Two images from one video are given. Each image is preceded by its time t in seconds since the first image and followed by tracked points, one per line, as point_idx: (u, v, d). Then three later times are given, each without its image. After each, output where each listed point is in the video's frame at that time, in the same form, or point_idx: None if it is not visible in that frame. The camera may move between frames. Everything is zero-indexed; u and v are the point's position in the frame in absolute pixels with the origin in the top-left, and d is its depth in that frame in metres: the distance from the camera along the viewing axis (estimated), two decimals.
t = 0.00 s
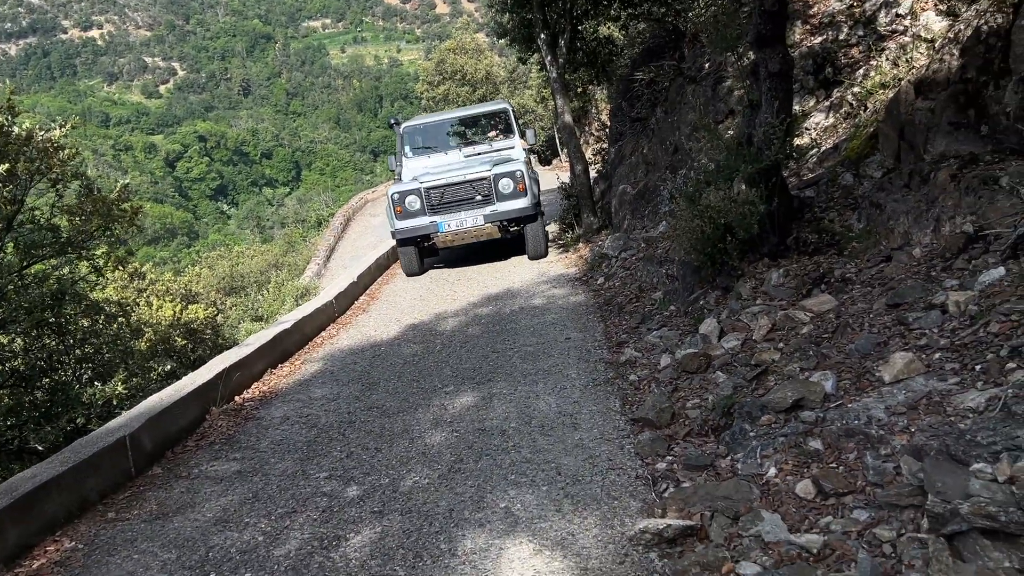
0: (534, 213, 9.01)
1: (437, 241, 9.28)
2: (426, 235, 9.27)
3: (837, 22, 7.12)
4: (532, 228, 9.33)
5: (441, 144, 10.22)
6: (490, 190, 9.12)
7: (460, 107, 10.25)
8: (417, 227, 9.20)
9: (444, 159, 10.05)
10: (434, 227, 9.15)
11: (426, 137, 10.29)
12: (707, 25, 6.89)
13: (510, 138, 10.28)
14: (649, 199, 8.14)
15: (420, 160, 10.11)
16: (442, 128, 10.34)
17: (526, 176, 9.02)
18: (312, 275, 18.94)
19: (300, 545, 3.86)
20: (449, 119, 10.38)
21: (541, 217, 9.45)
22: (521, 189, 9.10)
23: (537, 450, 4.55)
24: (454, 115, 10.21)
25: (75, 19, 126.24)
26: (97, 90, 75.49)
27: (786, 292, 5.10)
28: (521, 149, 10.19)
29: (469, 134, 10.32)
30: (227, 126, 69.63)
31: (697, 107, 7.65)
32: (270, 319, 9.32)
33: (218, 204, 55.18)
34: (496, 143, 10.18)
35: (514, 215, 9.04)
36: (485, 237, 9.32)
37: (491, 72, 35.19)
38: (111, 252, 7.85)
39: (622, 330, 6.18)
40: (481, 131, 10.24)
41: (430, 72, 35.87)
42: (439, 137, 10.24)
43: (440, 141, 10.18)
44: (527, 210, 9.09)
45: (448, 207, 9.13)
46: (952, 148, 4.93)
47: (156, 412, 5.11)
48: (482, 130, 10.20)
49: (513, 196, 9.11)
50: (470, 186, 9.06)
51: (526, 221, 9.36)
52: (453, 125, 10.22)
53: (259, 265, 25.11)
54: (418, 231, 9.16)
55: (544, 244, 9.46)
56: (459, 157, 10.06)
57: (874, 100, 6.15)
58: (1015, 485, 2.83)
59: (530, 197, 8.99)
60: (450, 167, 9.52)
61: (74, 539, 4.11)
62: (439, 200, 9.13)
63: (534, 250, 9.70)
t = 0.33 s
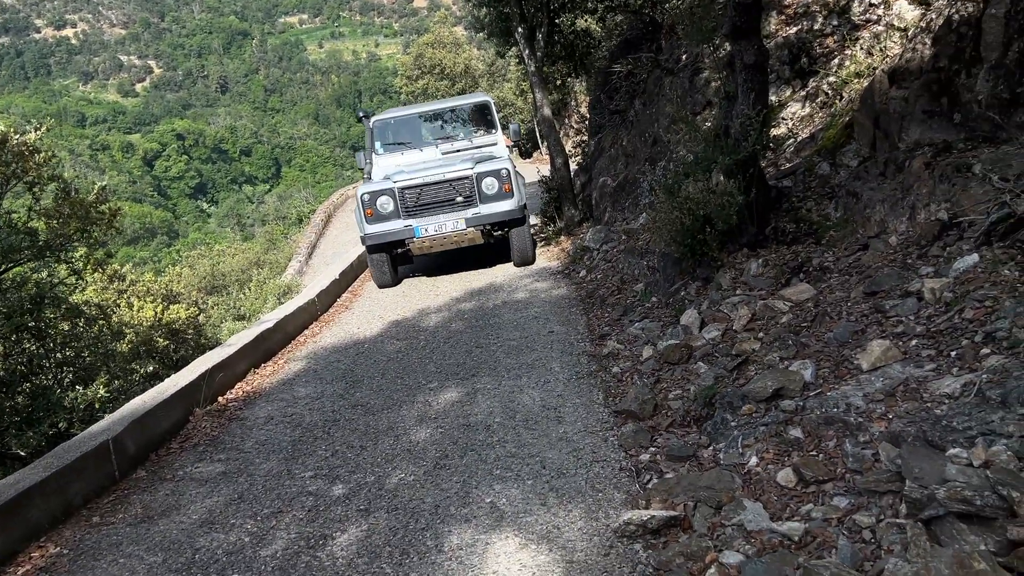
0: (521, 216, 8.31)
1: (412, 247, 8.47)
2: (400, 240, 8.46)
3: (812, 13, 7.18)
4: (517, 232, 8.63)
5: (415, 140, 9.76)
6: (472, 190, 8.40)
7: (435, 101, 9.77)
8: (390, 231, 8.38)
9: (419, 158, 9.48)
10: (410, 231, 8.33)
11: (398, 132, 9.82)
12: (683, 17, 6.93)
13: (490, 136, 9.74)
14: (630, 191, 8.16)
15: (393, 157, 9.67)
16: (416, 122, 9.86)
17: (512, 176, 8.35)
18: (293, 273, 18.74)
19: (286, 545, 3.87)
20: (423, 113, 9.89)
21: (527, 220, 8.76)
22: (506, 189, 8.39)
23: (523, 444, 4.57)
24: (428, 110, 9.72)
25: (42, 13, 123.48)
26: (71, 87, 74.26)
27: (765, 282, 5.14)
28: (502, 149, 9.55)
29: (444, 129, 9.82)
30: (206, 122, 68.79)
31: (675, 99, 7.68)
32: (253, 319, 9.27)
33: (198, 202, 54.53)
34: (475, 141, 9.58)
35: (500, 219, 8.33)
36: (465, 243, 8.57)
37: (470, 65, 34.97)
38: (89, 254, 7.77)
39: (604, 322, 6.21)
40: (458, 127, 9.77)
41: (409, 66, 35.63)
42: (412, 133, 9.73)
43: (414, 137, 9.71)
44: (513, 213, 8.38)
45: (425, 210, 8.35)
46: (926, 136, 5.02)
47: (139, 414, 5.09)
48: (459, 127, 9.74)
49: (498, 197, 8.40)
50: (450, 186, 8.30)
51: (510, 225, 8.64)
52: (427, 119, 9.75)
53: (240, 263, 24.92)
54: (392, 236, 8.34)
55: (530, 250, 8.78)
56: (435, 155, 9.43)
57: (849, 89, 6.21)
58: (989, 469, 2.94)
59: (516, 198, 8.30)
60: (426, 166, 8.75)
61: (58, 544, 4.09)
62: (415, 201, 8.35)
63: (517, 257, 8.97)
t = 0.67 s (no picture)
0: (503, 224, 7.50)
1: (379, 262, 7.60)
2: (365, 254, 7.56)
3: (786, 4, 7.24)
4: (498, 241, 7.78)
5: (380, 137, 8.47)
6: (446, 195, 7.54)
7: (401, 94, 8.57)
8: (354, 244, 7.49)
9: (385, 158, 8.26)
10: (377, 244, 7.46)
11: (361, 129, 8.54)
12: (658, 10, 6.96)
13: (466, 129, 8.50)
14: (609, 184, 8.19)
15: (355, 158, 8.35)
16: (381, 117, 8.60)
17: (490, 177, 7.51)
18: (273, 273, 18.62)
19: (270, 544, 3.88)
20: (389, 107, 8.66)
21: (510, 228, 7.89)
22: (484, 193, 7.54)
23: (504, 438, 4.60)
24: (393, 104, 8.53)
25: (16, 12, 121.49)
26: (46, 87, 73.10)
27: (742, 272, 5.18)
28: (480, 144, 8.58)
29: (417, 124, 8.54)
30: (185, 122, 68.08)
31: (652, 92, 7.72)
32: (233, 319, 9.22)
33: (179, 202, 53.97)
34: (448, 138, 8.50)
35: (478, 227, 7.50)
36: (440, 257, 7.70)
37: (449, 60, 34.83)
38: (65, 256, 7.71)
39: (585, 315, 6.24)
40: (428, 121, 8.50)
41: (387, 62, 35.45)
42: (379, 131, 8.46)
43: (378, 135, 8.47)
44: (493, 220, 7.55)
45: (393, 219, 7.47)
46: (898, 125, 5.09)
47: (119, 418, 5.05)
48: (430, 121, 8.46)
49: (476, 202, 7.55)
50: (420, 191, 7.45)
51: (491, 233, 7.80)
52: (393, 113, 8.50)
53: (221, 264, 24.73)
54: (356, 251, 7.46)
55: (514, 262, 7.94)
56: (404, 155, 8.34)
57: (823, 80, 6.27)
58: (958, 452, 3.02)
59: (497, 202, 7.47)
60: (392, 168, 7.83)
61: (40, 549, 4.07)
62: (381, 209, 7.47)
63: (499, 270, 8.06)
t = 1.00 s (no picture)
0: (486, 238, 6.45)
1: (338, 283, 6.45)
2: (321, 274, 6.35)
3: None
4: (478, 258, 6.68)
5: (344, 135, 7.55)
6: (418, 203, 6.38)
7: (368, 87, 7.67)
8: (308, 262, 6.28)
9: (347, 161, 7.28)
10: (334, 262, 6.28)
11: (321, 126, 7.60)
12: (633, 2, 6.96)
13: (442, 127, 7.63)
14: (588, 176, 8.19)
15: (314, 160, 7.37)
16: (344, 112, 7.67)
17: (471, 183, 6.43)
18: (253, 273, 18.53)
19: (250, 545, 3.86)
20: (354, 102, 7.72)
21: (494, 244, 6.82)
22: (463, 202, 6.44)
23: (485, 433, 4.59)
24: (358, 98, 7.62)
25: None
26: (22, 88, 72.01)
27: (720, 262, 5.18)
28: (459, 144, 7.52)
29: (386, 121, 7.61)
30: (165, 121, 67.39)
31: (629, 84, 7.73)
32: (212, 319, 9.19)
33: (160, 203, 53.46)
34: (421, 137, 7.52)
35: (457, 242, 6.39)
36: (411, 277, 6.62)
37: (427, 55, 34.70)
38: (37, 259, 7.62)
39: (566, 309, 6.24)
40: (399, 118, 7.61)
41: (366, 58, 35.28)
42: (342, 128, 7.52)
43: (342, 133, 7.55)
44: (474, 232, 6.43)
45: (354, 232, 6.29)
46: (872, 114, 5.12)
47: (95, 422, 5.00)
48: (401, 118, 7.57)
49: (453, 212, 6.43)
50: (386, 199, 6.29)
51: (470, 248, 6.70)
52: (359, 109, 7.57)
53: (201, 264, 24.55)
54: (311, 271, 6.26)
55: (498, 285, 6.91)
56: (370, 157, 7.29)
57: (797, 70, 6.30)
58: (932, 438, 3.06)
59: (479, 212, 6.39)
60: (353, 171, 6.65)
61: (16, 555, 4.03)
62: (340, 221, 6.28)
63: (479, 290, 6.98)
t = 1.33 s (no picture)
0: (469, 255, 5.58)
1: (291, 311, 5.57)
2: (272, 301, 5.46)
3: None
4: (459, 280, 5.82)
5: (303, 132, 6.46)
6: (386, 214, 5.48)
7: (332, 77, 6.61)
8: (255, 287, 5.41)
9: (306, 163, 6.21)
10: (286, 286, 5.40)
11: (276, 122, 6.51)
12: None
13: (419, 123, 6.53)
14: (572, 170, 8.18)
15: (267, 162, 6.29)
16: (304, 104, 6.56)
17: (450, 189, 5.52)
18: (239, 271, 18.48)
19: (233, 546, 3.83)
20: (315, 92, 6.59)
21: (481, 266, 5.93)
22: (441, 212, 5.54)
23: (470, 429, 4.58)
24: (320, 89, 6.53)
25: None
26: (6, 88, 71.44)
27: (703, 254, 5.17)
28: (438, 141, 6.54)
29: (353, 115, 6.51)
30: (152, 120, 67.02)
31: (612, 77, 7.72)
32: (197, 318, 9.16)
33: (148, 202, 53.18)
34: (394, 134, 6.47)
35: (433, 260, 5.50)
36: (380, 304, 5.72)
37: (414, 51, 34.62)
38: (16, 259, 7.59)
39: (551, 303, 6.23)
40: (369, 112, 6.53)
41: (351, 54, 35.19)
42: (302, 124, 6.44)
43: (300, 130, 6.45)
44: (453, 248, 5.56)
45: (310, 250, 5.42)
46: (853, 103, 5.13)
47: (76, 424, 4.95)
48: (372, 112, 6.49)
49: (429, 224, 5.53)
50: (345, 211, 5.39)
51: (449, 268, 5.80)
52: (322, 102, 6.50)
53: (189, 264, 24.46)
54: (257, 298, 5.40)
55: (483, 314, 6.00)
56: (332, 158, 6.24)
57: (779, 60, 6.30)
58: (912, 426, 3.07)
59: (458, 224, 5.52)
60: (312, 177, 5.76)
61: None
62: (293, 236, 5.39)
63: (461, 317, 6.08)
